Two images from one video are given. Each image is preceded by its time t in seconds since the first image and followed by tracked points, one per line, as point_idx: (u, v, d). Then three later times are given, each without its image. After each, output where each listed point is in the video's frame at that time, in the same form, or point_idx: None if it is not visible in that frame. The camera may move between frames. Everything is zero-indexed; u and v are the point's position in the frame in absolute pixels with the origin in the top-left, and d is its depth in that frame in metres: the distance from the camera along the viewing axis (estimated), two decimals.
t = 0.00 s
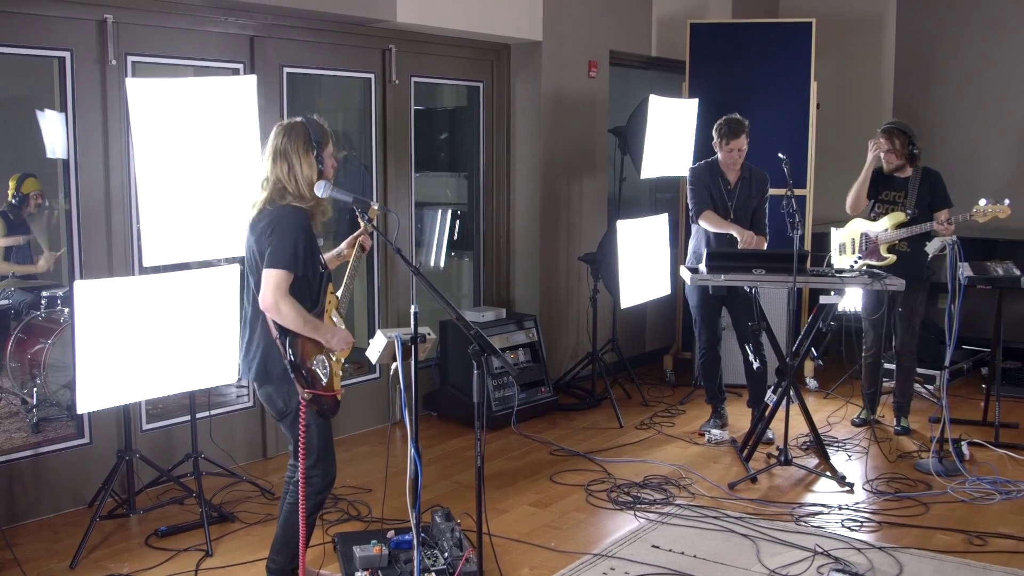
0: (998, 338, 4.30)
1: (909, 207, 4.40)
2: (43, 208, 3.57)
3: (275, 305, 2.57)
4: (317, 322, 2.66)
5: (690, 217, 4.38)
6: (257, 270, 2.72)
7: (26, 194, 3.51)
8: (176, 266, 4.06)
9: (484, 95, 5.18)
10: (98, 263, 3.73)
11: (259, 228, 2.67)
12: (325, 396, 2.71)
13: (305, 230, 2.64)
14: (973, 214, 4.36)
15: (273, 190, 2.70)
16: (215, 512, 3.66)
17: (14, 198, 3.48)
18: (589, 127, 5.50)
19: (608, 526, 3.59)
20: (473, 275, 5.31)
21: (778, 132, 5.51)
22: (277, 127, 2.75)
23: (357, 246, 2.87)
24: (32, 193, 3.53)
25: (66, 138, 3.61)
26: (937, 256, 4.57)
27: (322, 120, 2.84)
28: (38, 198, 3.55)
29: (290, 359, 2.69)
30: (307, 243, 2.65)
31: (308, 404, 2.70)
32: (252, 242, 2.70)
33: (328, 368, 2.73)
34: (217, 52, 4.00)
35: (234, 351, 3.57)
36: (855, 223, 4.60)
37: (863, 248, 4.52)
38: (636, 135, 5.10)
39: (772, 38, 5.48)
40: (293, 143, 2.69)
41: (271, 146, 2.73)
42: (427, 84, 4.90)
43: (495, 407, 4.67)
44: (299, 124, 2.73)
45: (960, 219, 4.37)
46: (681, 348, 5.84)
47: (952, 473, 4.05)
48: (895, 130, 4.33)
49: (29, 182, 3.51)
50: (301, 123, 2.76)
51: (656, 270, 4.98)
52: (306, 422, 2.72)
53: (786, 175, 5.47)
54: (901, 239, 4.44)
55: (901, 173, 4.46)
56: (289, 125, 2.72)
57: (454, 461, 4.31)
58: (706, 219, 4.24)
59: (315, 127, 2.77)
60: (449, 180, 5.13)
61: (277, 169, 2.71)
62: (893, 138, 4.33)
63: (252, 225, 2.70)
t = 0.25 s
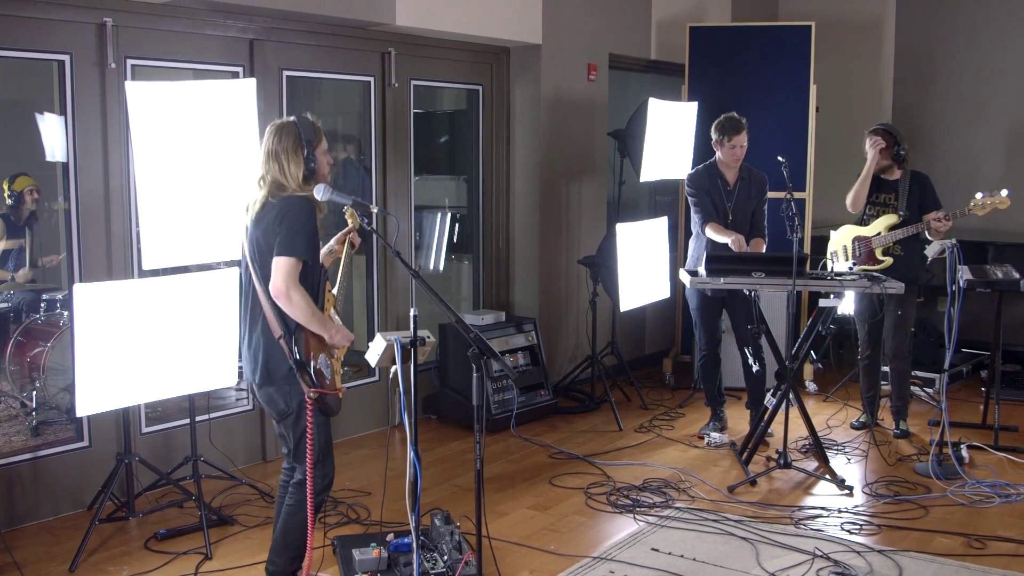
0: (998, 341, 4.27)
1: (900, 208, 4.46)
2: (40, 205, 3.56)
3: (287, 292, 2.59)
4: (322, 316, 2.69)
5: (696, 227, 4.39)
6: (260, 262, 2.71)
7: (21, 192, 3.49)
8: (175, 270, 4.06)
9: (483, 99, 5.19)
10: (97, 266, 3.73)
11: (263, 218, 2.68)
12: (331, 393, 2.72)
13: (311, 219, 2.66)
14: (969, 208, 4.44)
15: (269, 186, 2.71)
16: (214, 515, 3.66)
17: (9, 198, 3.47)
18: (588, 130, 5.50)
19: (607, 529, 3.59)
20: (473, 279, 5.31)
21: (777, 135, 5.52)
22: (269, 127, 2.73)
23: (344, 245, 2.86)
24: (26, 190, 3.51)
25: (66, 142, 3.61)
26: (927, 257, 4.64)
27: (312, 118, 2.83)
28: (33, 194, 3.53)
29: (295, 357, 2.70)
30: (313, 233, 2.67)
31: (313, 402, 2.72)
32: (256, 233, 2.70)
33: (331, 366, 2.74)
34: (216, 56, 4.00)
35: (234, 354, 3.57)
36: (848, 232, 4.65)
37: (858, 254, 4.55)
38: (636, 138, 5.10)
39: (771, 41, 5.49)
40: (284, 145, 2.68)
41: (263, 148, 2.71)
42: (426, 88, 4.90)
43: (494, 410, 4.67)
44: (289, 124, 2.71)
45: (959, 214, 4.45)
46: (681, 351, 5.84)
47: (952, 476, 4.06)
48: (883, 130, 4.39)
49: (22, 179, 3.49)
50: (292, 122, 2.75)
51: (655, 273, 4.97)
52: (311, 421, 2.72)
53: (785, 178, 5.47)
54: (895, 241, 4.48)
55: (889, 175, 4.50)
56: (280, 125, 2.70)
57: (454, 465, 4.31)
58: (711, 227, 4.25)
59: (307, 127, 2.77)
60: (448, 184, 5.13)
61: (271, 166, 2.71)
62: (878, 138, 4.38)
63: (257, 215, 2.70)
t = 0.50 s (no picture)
0: (998, 343, 4.26)
1: (892, 210, 4.50)
2: (39, 209, 3.56)
3: (277, 305, 2.58)
4: (317, 324, 2.68)
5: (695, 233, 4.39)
6: (255, 271, 2.72)
7: (21, 197, 3.49)
8: (175, 272, 4.07)
9: (483, 100, 5.19)
10: (97, 268, 3.73)
11: (258, 229, 2.67)
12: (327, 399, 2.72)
13: (305, 232, 2.65)
14: (964, 212, 4.45)
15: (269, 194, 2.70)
16: (214, 517, 3.66)
17: (8, 202, 3.47)
18: (588, 131, 5.50)
19: (607, 531, 3.59)
20: (472, 280, 5.31)
21: (776, 137, 5.52)
22: (274, 129, 2.73)
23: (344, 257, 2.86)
24: (27, 195, 3.51)
25: (65, 144, 3.61)
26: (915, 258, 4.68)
27: (316, 123, 2.85)
28: (33, 200, 3.54)
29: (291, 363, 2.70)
30: (307, 247, 2.67)
31: (309, 408, 2.71)
32: (252, 241, 2.70)
33: (328, 371, 2.74)
34: (216, 57, 4.00)
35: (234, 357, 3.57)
36: (838, 233, 4.66)
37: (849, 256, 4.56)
38: (635, 140, 5.10)
39: (771, 42, 5.48)
40: (290, 147, 2.68)
41: (268, 150, 2.71)
42: (426, 89, 4.90)
43: (494, 412, 4.67)
44: (295, 128, 2.72)
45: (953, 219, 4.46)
46: (681, 353, 5.83)
47: (952, 478, 4.05)
48: (872, 136, 4.45)
49: (23, 184, 3.50)
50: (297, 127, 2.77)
51: (655, 275, 4.97)
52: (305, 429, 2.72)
53: (785, 180, 5.47)
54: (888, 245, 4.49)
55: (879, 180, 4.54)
56: (285, 129, 2.70)
57: (454, 466, 4.31)
58: (709, 233, 4.26)
59: (312, 131, 2.78)
60: (448, 186, 5.13)
61: (275, 169, 2.70)
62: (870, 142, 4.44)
63: (253, 221, 2.70)
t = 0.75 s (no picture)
0: (998, 344, 4.26)
1: (888, 211, 4.51)
2: (40, 209, 3.56)
3: (262, 310, 2.59)
4: (309, 323, 2.66)
5: (690, 227, 4.37)
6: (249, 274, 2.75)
7: (23, 196, 3.50)
8: (176, 272, 4.07)
9: (484, 101, 5.19)
10: (97, 268, 3.74)
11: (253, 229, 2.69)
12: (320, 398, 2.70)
13: (294, 235, 2.64)
14: (960, 211, 4.43)
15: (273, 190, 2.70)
16: (215, 518, 3.67)
17: (11, 202, 3.47)
18: (589, 131, 5.50)
19: (607, 532, 3.59)
20: (473, 281, 5.31)
21: (777, 138, 5.52)
22: (289, 127, 2.76)
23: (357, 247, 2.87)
24: (29, 195, 3.52)
25: (66, 144, 3.61)
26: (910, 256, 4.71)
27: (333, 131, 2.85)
28: (34, 198, 3.54)
29: (287, 361, 2.70)
30: (296, 248, 2.65)
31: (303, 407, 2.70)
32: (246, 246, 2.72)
33: (324, 370, 2.75)
34: (216, 58, 4.01)
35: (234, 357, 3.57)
36: (833, 236, 4.64)
37: (846, 258, 4.55)
38: (636, 141, 5.09)
39: (771, 43, 5.48)
40: (299, 145, 2.69)
41: (279, 146, 2.72)
42: (427, 90, 4.90)
43: (494, 413, 4.67)
44: (310, 129, 2.75)
45: (949, 217, 4.44)
46: (681, 354, 5.82)
47: (952, 480, 4.05)
48: (869, 136, 4.46)
49: (24, 184, 3.50)
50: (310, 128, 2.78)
51: (655, 275, 4.97)
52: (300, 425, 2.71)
53: (786, 181, 5.46)
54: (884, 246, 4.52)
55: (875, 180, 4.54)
56: (298, 128, 2.74)
57: (454, 467, 4.31)
58: (706, 227, 4.25)
59: (326, 136, 2.78)
60: (448, 187, 5.13)
61: (280, 165, 2.70)
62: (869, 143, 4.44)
63: (247, 225, 2.71)
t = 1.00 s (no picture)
0: (999, 345, 4.26)
1: (887, 212, 4.51)
2: (44, 215, 3.57)
3: (259, 311, 2.59)
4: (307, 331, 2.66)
5: (692, 226, 4.37)
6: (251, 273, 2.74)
7: (27, 202, 3.52)
8: (177, 272, 4.07)
9: (485, 102, 5.19)
10: (99, 268, 3.74)
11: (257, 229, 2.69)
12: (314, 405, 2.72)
13: (298, 240, 2.65)
14: (958, 213, 4.43)
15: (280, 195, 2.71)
16: (216, 517, 3.67)
17: (14, 205, 3.49)
18: (590, 131, 5.50)
19: (608, 532, 3.59)
20: (474, 281, 5.31)
21: (778, 138, 5.51)
22: (302, 133, 2.76)
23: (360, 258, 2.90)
24: (33, 202, 3.53)
25: (67, 144, 3.61)
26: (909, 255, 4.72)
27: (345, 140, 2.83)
28: (39, 206, 3.55)
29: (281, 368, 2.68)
30: (299, 254, 2.66)
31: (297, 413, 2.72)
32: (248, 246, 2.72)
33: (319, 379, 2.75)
34: (217, 58, 4.01)
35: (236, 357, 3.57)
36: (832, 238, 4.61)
37: (846, 259, 4.52)
38: (637, 141, 5.09)
39: (773, 44, 5.48)
40: (308, 153, 2.70)
41: (290, 152, 2.73)
42: (428, 90, 4.90)
43: (495, 413, 4.68)
44: (322, 136, 2.74)
45: (949, 219, 4.42)
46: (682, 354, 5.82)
47: (953, 480, 4.05)
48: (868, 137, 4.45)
49: (31, 189, 3.52)
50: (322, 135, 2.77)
51: (657, 276, 4.97)
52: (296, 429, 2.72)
53: (786, 181, 5.47)
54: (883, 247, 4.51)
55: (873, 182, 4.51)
56: (310, 134, 2.74)
57: (455, 467, 4.31)
58: (707, 227, 4.25)
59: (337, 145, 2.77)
60: (450, 187, 5.13)
61: (291, 171, 2.71)
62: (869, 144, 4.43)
63: (252, 226, 2.72)
